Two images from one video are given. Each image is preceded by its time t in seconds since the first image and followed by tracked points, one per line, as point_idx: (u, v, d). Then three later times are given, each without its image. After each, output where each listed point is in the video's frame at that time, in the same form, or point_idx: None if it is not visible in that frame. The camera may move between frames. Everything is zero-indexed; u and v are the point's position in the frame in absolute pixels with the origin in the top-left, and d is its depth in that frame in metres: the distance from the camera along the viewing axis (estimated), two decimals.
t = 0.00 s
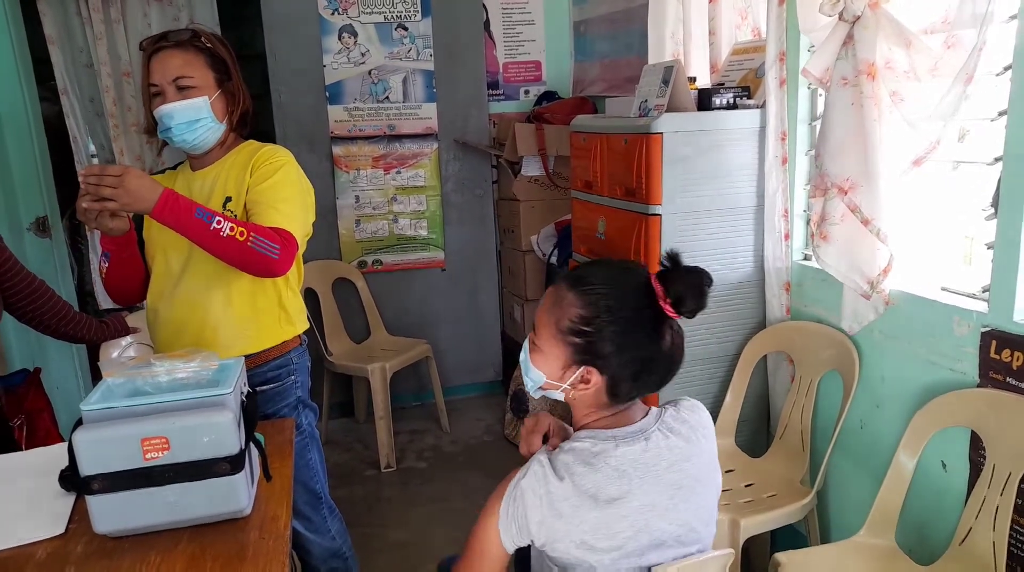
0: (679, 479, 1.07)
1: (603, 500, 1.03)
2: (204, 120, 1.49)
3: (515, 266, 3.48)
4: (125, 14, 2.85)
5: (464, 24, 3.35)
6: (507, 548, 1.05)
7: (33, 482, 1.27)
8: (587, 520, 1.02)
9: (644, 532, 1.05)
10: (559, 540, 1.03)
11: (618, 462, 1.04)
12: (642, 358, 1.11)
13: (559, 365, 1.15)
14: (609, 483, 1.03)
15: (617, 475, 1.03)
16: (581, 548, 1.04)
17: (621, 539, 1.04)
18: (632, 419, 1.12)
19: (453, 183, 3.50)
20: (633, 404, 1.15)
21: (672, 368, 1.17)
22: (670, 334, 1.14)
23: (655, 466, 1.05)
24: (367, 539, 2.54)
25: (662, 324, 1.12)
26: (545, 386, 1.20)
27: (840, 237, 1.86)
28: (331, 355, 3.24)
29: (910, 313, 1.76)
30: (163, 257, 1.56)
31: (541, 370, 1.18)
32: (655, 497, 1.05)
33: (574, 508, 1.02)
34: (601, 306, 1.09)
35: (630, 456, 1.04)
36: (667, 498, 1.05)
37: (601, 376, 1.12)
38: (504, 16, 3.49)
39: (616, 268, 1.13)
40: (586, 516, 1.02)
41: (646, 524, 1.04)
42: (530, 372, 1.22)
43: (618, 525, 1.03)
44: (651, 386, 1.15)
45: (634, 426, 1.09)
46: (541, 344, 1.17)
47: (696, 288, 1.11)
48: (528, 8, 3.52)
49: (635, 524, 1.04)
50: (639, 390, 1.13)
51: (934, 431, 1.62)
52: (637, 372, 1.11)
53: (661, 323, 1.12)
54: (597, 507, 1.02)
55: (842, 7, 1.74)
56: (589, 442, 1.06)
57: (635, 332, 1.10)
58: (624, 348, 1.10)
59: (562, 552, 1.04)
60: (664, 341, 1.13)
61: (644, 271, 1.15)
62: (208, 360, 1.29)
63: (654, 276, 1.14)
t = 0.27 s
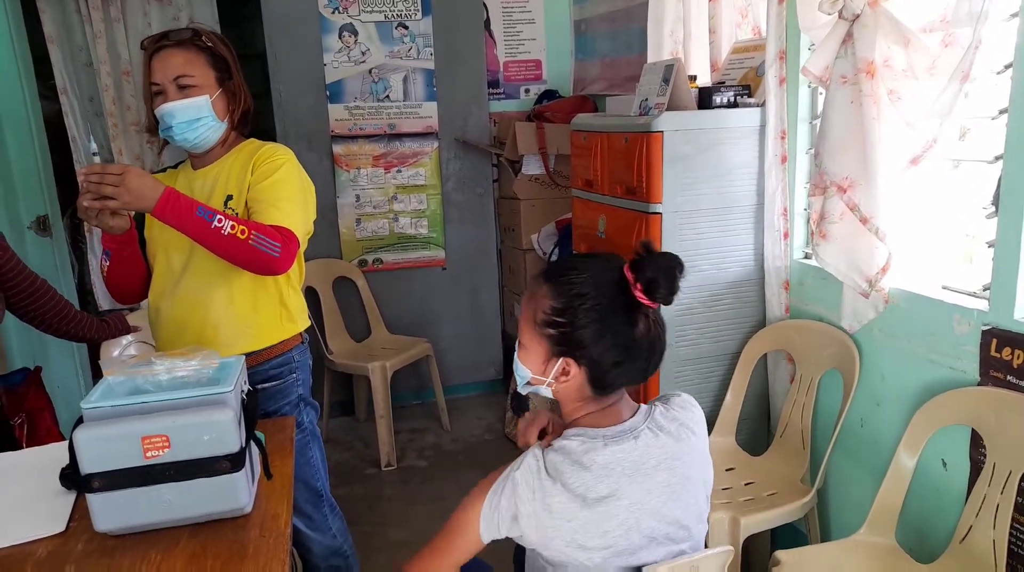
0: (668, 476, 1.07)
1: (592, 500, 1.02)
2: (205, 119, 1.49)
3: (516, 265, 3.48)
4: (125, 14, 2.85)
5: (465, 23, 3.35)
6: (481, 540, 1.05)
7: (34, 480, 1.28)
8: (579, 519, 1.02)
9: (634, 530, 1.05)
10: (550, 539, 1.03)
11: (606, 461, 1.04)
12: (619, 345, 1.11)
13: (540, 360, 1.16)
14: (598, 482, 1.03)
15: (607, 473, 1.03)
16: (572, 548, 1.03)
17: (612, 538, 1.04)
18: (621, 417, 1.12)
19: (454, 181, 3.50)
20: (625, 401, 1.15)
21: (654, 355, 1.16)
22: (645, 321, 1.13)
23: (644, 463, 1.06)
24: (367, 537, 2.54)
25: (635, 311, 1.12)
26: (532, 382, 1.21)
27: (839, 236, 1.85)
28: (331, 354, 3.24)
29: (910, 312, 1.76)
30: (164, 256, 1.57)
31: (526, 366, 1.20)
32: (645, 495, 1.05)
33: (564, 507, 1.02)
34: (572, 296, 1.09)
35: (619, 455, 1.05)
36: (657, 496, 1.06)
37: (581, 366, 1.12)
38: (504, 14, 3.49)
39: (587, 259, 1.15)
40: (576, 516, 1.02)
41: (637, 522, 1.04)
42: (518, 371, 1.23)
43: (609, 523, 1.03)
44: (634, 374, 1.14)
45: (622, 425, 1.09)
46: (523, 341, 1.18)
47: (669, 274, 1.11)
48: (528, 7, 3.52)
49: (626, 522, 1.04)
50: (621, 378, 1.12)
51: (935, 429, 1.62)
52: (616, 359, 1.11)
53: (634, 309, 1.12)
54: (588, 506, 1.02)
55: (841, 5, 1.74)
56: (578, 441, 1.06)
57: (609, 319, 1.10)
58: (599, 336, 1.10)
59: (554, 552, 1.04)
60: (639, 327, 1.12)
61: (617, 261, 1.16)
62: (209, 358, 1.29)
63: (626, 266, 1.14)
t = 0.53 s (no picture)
0: (670, 479, 1.06)
1: (595, 504, 1.02)
2: (203, 118, 1.48)
3: (514, 264, 3.48)
4: (121, 13, 2.84)
5: (462, 22, 3.35)
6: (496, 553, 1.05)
7: (30, 481, 1.27)
8: (580, 525, 1.02)
9: (635, 534, 1.04)
10: (552, 546, 1.03)
11: (608, 464, 1.03)
12: (606, 342, 1.10)
13: (532, 366, 1.16)
14: (600, 487, 1.02)
15: (608, 478, 1.03)
16: (574, 553, 1.03)
17: (614, 543, 1.04)
18: (621, 419, 1.11)
19: (452, 181, 3.49)
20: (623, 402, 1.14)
21: (643, 349, 1.15)
22: (629, 314, 1.12)
23: (645, 467, 1.05)
24: (366, 537, 2.53)
25: (618, 305, 1.11)
26: (526, 392, 1.21)
27: (836, 234, 1.85)
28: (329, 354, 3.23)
29: (909, 311, 1.76)
30: (161, 256, 1.56)
31: (519, 375, 1.20)
32: (646, 499, 1.04)
33: (566, 514, 1.01)
34: (552, 297, 1.09)
35: (621, 459, 1.04)
36: (658, 499, 1.05)
37: (572, 367, 1.12)
38: (502, 13, 3.49)
39: (566, 259, 1.15)
40: (578, 522, 1.01)
41: (638, 526, 1.04)
42: (512, 380, 1.23)
43: (611, 528, 1.03)
44: (625, 370, 1.13)
45: (621, 427, 1.09)
46: (514, 350, 1.18)
47: (646, 261, 1.11)
48: (526, 5, 3.51)
49: (628, 526, 1.04)
50: (612, 375, 1.12)
51: (934, 427, 1.62)
52: (604, 356, 1.10)
53: (617, 303, 1.11)
54: (589, 512, 1.02)
55: (838, 4, 1.74)
56: (578, 445, 1.06)
57: (592, 317, 1.09)
58: (583, 335, 1.09)
59: (556, 558, 1.04)
60: (623, 321, 1.11)
61: (596, 259, 1.16)
62: (206, 359, 1.29)
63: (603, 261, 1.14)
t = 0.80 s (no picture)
0: (671, 478, 1.07)
1: (599, 506, 1.02)
2: (197, 116, 1.48)
3: (511, 263, 3.47)
4: (115, 12, 2.82)
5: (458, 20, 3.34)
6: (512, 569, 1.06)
7: (25, 483, 1.26)
8: (586, 528, 1.01)
9: (639, 534, 1.04)
10: (557, 550, 1.02)
11: (612, 465, 1.03)
12: (605, 339, 1.10)
13: (530, 362, 1.16)
14: (603, 488, 1.02)
15: (611, 479, 1.03)
16: (579, 557, 1.03)
17: (619, 545, 1.03)
18: (618, 419, 1.11)
19: (448, 179, 3.49)
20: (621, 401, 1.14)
21: (642, 349, 1.16)
22: (629, 312, 1.13)
23: (647, 466, 1.05)
24: (364, 537, 2.53)
25: (619, 302, 1.11)
26: (522, 389, 1.20)
27: (833, 232, 1.85)
28: (326, 353, 3.22)
29: (907, 309, 1.76)
30: (156, 255, 1.55)
31: (515, 371, 1.19)
32: (649, 499, 1.05)
33: (570, 517, 1.01)
34: (554, 291, 1.09)
35: (623, 459, 1.04)
36: (660, 498, 1.05)
37: (570, 364, 1.12)
38: (498, 12, 3.48)
39: (567, 255, 1.15)
40: (583, 525, 1.01)
41: (642, 527, 1.04)
42: (506, 377, 1.22)
43: (616, 529, 1.03)
44: (623, 368, 1.14)
45: (621, 427, 1.09)
46: (511, 345, 1.18)
47: (647, 259, 1.12)
48: (522, 4, 3.51)
49: (632, 527, 1.04)
50: (611, 373, 1.12)
51: (932, 425, 1.62)
52: (603, 354, 1.10)
53: (618, 300, 1.11)
54: (594, 514, 1.02)
55: (834, 2, 1.74)
56: (581, 447, 1.06)
57: (594, 314, 1.09)
58: (584, 331, 1.09)
59: (562, 564, 1.03)
60: (624, 319, 1.12)
61: (598, 256, 1.16)
62: (202, 359, 1.28)
63: (605, 258, 1.15)
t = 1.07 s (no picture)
0: (669, 479, 1.07)
1: (597, 506, 1.03)
2: (195, 117, 1.49)
3: (510, 264, 3.48)
4: (116, 14, 2.83)
5: (458, 22, 3.35)
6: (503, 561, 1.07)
7: (27, 482, 1.27)
8: (582, 527, 1.02)
9: (635, 534, 1.05)
10: (552, 548, 1.03)
11: (610, 466, 1.04)
12: (607, 345, 1.11)
13: (531, 366, 1.16)
14: (602, 489, 1.03)
15: (610, 480, 1.03)
16: (574, 555, 1.04)
17: (614, 544, 1.05)
18: (621, 420, 1.12)
19: (448, 180, 3.50)
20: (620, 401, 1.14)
21: (643, 352, 1.16)
22: (632, 317, 1.13)
23: (646, 467, 1.06)
24: (364, 537, 2.54)
25: (621, 308, 1.12)
26: (523, 391, 1.20)
27: (831, 232, 1.86)
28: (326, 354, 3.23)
29: (905, 308, 1.76)
30: (157, 257, 1.56)
31: (516, 373, 1.19)
32: (646, 499, 1.05)
33: (568, 517, 1.02)
34: (557, 297, 1.09)
35: (622, 460, 1.04)
36: (658, 499, 1.06)
37: (572, 369, 1.12)
38: (497, 14, 3.49)
39: (569, 259, 1.15)
40: (579, 524, 1.02)
41: (638, 527, 1.05)
42: (508, 379, 1.23)
43: (612, 529, 1.04)
44: (624, 373, 1.14)
45: (622, 428, 1.09)
46: (512, 348, 1.18)
47: (652, 266, 1.13)
48: (521, 5, 3.52)
49: (628, 527, 1.05)
50: (612, 378, 1.12)
51: (930, 424, 1.62)
52: (605, 360, 1.11)
53: (621, 306, 1.12)
54: (591, 514, 1.02)
55: (832, 3, 1.74)
56: (580, 447, 1.06)
57: (596, 320, 1.10)
58: (586, 337, 1.10)
59: (556, 561, 1.05)
60: (626, 325, 1.12)
61: (601, 260, 1.17)
62: (202, 359, 1.29)
63: (608, 262, 1.15)
